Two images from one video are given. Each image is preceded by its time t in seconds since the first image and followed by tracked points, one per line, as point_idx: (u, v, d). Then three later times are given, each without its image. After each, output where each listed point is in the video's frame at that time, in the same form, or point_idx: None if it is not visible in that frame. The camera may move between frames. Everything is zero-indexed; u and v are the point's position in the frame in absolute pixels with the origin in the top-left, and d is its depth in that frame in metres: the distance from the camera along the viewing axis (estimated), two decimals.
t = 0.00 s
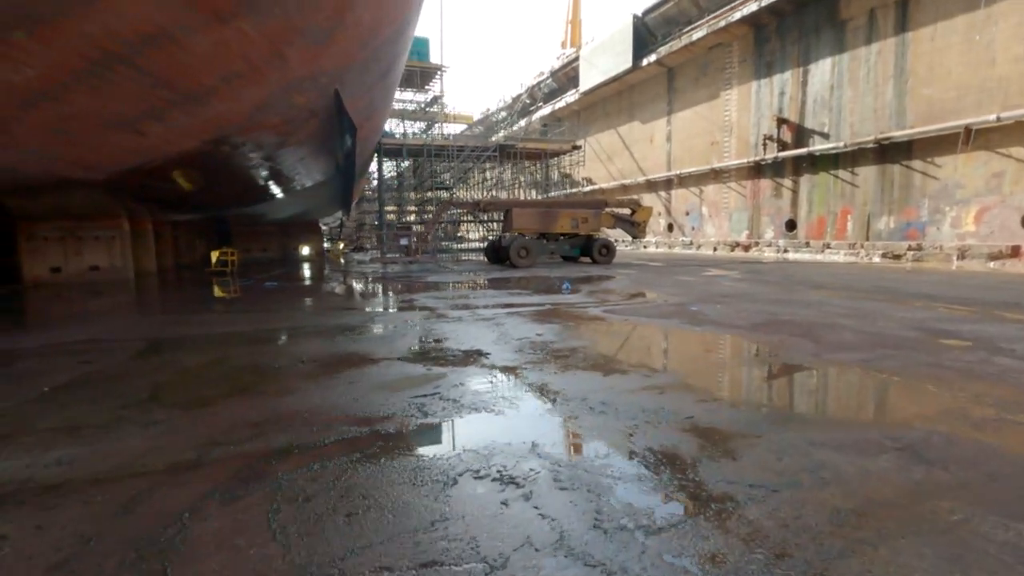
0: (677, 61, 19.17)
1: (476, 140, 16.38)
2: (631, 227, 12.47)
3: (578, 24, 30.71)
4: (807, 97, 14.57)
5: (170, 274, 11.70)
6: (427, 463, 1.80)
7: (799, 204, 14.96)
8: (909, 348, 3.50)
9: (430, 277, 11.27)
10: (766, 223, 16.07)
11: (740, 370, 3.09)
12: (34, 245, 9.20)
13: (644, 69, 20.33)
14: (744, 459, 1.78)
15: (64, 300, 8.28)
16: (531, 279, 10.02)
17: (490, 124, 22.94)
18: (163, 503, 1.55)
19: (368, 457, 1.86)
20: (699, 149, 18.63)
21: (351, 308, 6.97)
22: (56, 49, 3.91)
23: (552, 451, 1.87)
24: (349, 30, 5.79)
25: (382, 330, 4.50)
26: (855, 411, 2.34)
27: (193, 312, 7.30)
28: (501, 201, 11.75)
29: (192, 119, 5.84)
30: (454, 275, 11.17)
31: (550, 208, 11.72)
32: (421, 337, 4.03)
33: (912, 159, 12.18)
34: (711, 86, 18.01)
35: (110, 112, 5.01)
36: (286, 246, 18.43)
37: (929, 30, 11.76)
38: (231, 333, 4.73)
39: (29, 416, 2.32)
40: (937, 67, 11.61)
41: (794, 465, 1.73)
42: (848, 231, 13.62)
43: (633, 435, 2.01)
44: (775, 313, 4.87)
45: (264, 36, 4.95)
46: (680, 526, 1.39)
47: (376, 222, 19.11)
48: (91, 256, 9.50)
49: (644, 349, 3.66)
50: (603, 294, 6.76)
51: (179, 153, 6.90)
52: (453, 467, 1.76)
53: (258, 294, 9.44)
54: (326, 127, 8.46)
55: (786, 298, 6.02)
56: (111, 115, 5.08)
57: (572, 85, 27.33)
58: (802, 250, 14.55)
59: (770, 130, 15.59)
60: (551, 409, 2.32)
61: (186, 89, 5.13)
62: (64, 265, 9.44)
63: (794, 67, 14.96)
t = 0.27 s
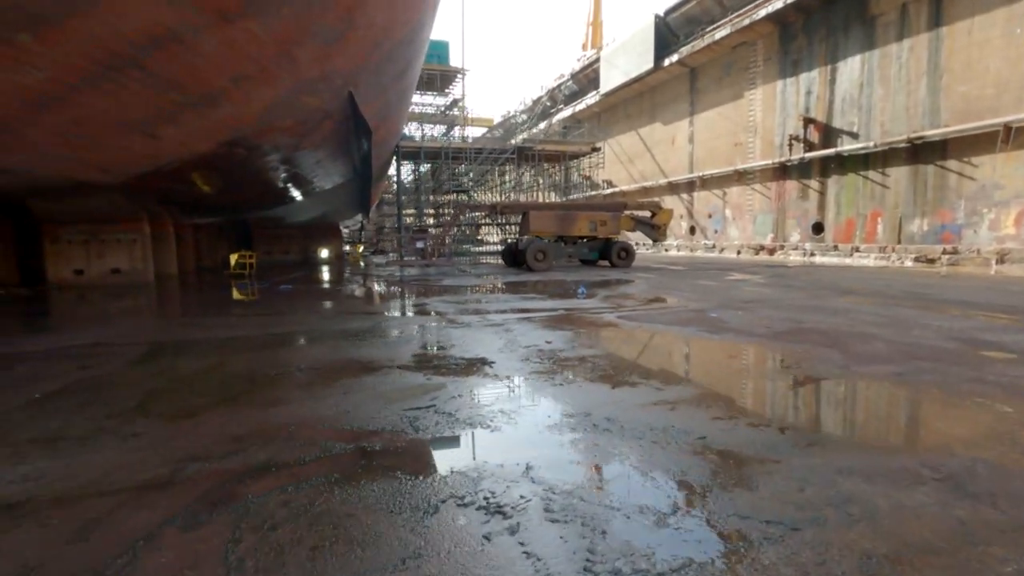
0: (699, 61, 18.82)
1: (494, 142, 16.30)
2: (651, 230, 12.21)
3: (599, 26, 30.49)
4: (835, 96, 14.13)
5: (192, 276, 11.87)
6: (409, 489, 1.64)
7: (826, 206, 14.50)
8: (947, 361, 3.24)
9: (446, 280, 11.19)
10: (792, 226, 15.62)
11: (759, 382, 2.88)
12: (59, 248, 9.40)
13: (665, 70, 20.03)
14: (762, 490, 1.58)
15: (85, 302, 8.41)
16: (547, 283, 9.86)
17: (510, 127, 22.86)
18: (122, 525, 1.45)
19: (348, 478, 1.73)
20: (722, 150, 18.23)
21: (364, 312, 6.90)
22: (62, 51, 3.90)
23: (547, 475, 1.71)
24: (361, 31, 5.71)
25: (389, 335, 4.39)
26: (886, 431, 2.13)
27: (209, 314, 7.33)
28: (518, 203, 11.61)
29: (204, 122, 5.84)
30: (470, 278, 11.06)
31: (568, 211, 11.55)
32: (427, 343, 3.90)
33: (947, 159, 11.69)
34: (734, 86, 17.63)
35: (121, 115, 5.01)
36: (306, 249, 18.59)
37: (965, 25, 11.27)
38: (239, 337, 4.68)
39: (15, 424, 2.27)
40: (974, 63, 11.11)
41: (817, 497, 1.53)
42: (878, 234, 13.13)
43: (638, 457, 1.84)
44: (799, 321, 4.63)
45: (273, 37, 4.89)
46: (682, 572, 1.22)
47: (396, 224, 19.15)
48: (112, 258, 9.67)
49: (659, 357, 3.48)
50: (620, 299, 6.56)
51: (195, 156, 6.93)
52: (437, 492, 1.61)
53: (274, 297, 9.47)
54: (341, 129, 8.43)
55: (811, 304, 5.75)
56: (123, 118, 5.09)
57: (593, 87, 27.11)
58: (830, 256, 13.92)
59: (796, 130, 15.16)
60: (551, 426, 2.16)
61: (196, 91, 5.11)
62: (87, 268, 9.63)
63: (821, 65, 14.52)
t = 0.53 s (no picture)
0: (718, 60, 18.48)
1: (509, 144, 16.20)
2: (667, 232, 11.98)
3: (617, 26, 30.23)
4: (858, 94, 13.72)
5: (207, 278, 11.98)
6: (376, 515, 1.52)
7: (849, 208, 14.09)
8: (975, 375, 3.01)
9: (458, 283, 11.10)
10: (813, 228, 15.21)
11: (767, 396, 2.71)
12: (77, 250, 9.50)
13: (683, 69, 19.73)
14: (761, 524, 1.43)
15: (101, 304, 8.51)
16: (559, 286, 9.70)
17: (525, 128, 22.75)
18: (64, 552, 1.36)
19: (315, 501, 1.61)
20: (741, 151, 17.87)
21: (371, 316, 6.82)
22: (63, 54, 3.89)
23: (527, 502, 1.57)
24: (367, 31, 5.63)
25: (389, 340, 4.29)
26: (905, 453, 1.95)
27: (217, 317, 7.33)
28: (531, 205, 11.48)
29: (211, 125, 5.82)
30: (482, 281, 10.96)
31: (582, 213, 11.38)
32: (425, 349, 3.79)
33: (978, 158, 11.25)
34: (754, 85, 17.27)
35: (126, 117, 5.01)
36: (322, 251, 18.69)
37: (997, 19, 10.84)
38: (239, 341, 4.63)
39: None
40: (1006, 59, 10.68)
41: (822, 534, 1.38)
42: (904, 236, 12.70)
43: (628, 482, 1.69)
44: (817, 329, 4.41)
45: (276, 39, 4.83)
46: None
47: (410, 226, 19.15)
48: (128, 260, 9.76)
49: (665, 367, 3.31)
50: (631, 304, 6.39)
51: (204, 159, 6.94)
52: (404, 520, 1.48)
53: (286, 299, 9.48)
54: (351, 131, 8.39)
55: (831, 311, 5.52)
56: (128, 121, 5.09)
57: (610, 87, 26.85)
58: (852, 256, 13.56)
59: (818, 130, 14.77)
60: (541, 443, 2.02)
61: (201, 93, 5.09)
62: (104, 270, 9.75)
63: (844, 63, 14.12)
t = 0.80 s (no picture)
0: (734, 57, 18.16)
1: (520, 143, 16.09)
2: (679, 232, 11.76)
3: (631, 24, 29.93)
4: (878, 90, 13.35)
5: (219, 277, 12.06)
6: (328, 534, 1.42)
7: (869, 207, 13.71)
8: (995, 384, 2.83)
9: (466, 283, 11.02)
10: (831, 228, 14.83)
11: (768, 403, 2.56)
12: (90, 250, 9.64)
13: (698, 67, 19.43)
14: (743, 553, 1.30)
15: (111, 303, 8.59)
16: (568, 287, 9.57)
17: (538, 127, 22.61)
18: None
19: (269, 516, 1.52)
20: (757, 149, 17.53)
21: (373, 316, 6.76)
22: (59, 54, 3.87)
23: (492, 522, 1.46)
24: (370, 30, 5.56)
25: (385, 341, 4.21)
26: (913, 470, 1.79)
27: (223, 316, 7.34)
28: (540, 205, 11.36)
29: (213, 124, 5.80)
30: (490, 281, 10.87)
31: (592, 212, 11.22)
32: (418, 351, 3.70)
33: (1003, 155, 10.86)
34: (770, 82, 16.92)
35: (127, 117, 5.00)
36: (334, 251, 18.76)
37: None
38: (235, 341, 4.59)
39: None
40: None
41: (811, 565, 1.25)
42: (926, 236, 12.32)
43: (603, 500, 1.57)
44: (829, 332, 4.23)
45: (276, 38, 4.78)
46: None
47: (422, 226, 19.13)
48: (139, 260, 9.81)
49: (664, 372, 3.17)
50: (638, 305, 6.23)
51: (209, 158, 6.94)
52: (357, 541, 1.38)
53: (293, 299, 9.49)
54: (358, 130, 8.35)
55: (844, 313, 5.31)
56: (129, 121, 5.09)
57: (624, 86, 26.57)
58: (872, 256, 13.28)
59: (837, 127, 14.41)
60: (518, 455, 1.91)
61: (201, 93, 5.06)
62: (116, 270, 9.85)
63: (863, 58, 13.75)
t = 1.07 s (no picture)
0: (747, 54, 17.87)
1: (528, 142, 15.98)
2: (688, 232, 11.56)
3: (643, 22, 29.64)
4: (894, 87, 13.02)
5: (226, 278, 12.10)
6: (273, 562, 1.32)
7: (885, 206, 13.38)
8: (1011, 395, 2.66)
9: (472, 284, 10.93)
10: (846, 228, 14.49)
11: (765, 414, 2.42)
12: (97, 250, 9.70)
13: (710, 64, 19.16)
14: None
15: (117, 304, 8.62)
16: (574, 288, 9.43)
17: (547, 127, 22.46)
18: None
19: (215, 539, 1.42)
20: (770, 147, 17.22)
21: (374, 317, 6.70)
22: (49, 54, 3.84)
23: (451, 550, 1.35)
24: (369, 28, 5.48)
25: (377, 344, 4.12)
26: (915, 493, 1.65)
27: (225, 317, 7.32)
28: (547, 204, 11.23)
29: (211, 125, 5.77)
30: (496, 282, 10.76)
31: (599, 212, 11.07)
32: (409, 355, 3.60)
33: None
34: (784, 79, 16.61)
35: (124, 117, 4.98)
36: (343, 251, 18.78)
37: None
38: (228, 343, 4.53)
39: None
40: None
41: None
42: (944, 237, 11.98)
43: (574, 525, 1.45)
44: (837, 337, 4.06)
45: (272, 37, 4.72)
46: None
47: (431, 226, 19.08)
48: (146, 260, 9.88)
49: (659, 379, 3.04)
50: (642, 307, 6.08)
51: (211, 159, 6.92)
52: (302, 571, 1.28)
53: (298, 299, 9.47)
54: (361, 130, 8.29)
55: (855, 317, 5.13)
56: (126, 121, 5.06)
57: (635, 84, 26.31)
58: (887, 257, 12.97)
59: (852, 125, 14.09)
60: (492, 472, 1.80)
61: (197, 93, 5.01)
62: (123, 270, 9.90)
63: (879, 54, 13.42)
